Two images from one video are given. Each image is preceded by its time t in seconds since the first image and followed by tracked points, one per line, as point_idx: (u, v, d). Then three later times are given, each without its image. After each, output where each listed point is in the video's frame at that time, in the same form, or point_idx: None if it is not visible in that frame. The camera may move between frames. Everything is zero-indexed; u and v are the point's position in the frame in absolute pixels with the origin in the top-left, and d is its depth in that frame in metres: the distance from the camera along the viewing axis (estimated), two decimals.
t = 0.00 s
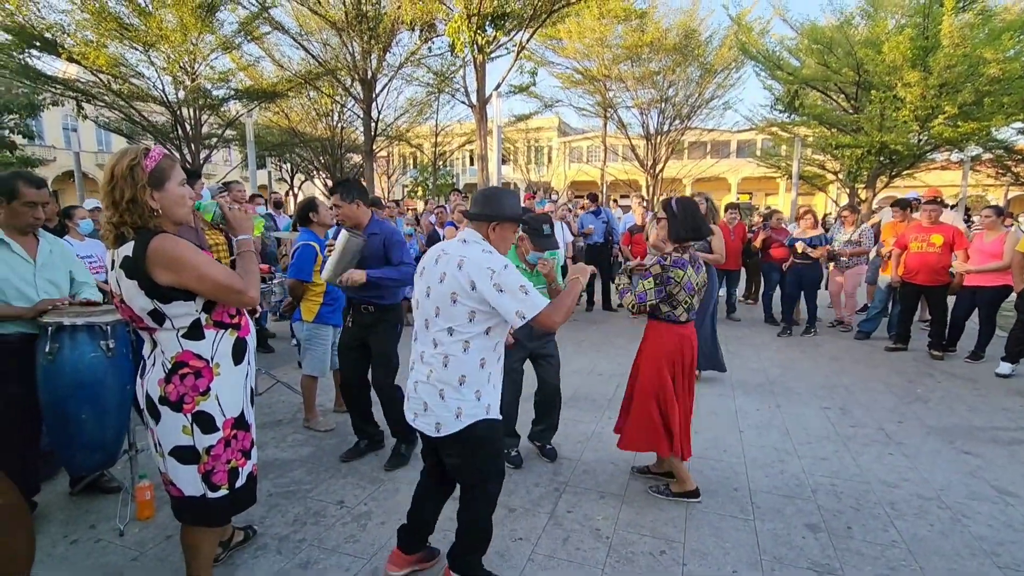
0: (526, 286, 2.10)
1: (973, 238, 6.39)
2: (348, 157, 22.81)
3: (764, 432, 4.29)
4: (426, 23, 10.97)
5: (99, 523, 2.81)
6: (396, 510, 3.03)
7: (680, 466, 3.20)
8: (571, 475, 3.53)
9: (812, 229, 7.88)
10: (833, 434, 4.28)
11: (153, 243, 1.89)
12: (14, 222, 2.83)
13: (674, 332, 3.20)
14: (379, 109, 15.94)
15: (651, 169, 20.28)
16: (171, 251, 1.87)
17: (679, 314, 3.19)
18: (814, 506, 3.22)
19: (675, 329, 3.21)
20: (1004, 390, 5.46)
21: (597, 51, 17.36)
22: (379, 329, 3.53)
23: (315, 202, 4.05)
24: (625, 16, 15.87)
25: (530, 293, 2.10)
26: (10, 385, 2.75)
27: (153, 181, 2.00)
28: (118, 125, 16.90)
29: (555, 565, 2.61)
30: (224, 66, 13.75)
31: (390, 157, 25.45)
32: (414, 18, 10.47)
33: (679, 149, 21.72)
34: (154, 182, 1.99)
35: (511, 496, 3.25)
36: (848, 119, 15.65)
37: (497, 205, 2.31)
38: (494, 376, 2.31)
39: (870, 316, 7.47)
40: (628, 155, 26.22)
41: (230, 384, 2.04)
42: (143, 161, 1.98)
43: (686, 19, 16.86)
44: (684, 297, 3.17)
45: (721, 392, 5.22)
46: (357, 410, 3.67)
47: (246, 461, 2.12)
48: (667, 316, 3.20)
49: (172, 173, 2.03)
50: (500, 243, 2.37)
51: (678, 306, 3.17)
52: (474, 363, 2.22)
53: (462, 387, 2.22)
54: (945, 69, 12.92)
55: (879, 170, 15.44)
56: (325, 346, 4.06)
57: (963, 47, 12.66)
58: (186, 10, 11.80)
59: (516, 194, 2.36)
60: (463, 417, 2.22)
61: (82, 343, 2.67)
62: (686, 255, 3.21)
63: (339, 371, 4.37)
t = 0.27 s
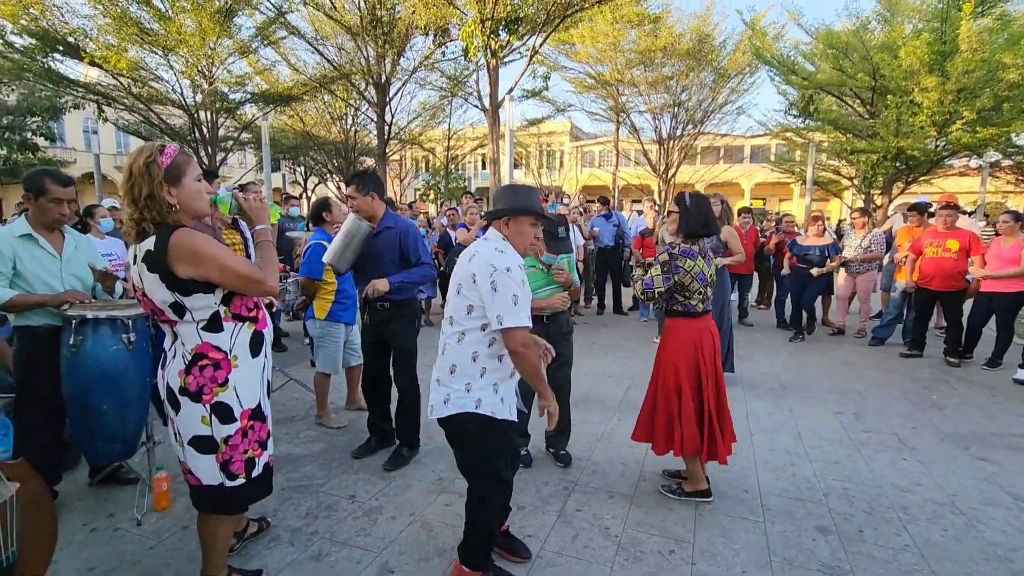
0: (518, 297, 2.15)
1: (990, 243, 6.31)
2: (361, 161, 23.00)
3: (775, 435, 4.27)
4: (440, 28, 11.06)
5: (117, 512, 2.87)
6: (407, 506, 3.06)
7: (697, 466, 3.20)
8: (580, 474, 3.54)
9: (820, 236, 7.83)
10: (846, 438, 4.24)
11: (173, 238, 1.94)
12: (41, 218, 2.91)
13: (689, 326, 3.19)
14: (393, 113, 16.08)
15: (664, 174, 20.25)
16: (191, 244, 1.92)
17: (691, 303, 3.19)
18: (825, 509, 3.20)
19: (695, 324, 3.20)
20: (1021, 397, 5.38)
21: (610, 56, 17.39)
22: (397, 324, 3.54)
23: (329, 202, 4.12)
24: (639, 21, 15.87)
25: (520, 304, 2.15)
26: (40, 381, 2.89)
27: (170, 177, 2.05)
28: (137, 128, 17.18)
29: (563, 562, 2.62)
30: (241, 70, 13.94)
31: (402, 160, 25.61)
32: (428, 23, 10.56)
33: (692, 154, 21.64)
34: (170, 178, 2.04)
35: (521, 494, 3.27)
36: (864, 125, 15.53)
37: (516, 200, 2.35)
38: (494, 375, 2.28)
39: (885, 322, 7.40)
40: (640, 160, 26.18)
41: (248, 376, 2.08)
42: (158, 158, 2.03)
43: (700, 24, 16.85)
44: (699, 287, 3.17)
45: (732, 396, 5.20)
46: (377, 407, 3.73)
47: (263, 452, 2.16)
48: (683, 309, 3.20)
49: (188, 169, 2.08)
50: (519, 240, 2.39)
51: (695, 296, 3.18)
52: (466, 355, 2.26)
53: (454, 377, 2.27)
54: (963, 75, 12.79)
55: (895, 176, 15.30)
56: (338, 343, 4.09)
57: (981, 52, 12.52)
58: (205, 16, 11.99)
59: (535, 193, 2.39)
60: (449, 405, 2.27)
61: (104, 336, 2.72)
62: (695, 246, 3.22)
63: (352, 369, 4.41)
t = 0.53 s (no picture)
0: (464, 287, 2.29)
1: (1007, 250, 6.24)
2: (375, 164, 23.17)
3: (786, 440, 4.26)
4: (454, 33, 11.15)
5: (135, 504, 2.92)
6: (417, 503, 3.08)
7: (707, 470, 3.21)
8: (589, 475, 3.56)
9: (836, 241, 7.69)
10: (858, 445, 4.22)
11: (195, 234, 2.00)
12: (64, 213, 2.99)
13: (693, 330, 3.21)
14: (406, 117, 16.21)
15: (676, 180, 20.18)
16: (213, 240, 1.99)
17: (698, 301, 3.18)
18: (836, 515, 3.19)
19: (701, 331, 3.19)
20: None
21: (623, 61, 17.40)
22: (405, 329, 3.59)
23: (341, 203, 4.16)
24: (652, 26, 15.89)
25: (465, 295, 2.27)
26: (64, 375, 2.97)
27: (188, 176, 2.10)
28: (156, 130, 17.45)
29: (572, 561, 2.64)
30: (258, 74, 14.12)
31: (415, 164, 25.77)
32: (442, 28, 10.66)
33: (705, 159, 21.57)
34: (189, 178, 2.09)
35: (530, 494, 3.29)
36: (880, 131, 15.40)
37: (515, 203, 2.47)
38: (482, 370, 2.41)
39: (899, 329, 7.33)
40: (653, 165, 26.13)
41: (265, 370, 2.13)
42: (176, 158, 2.08)
43: (714, 30, 16.85)
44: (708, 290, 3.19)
45: (744, 401, 5.18)
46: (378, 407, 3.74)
47: (278, 446, 2.20)
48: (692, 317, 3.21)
49: (206, 167, 2.13)
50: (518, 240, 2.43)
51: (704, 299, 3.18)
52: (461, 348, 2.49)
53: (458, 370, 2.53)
54: (982, 81, 12.66)
55: (911, 183, 15.15)
56: (351, 343, 4.13)
57: (1001, 59, 12.38)
58: (223, 20, 12.17)
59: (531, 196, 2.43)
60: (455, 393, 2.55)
61: (125, 331, 2.78)
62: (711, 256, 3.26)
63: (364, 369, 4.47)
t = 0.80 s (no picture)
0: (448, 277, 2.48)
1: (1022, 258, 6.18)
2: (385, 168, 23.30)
3: (795, 447, 4.24)
4: (465, 38, 11.22)
5: (146, 501, 2.96)
6: (425, 504, 3.10)
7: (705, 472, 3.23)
8: (596, 479, 3.55)
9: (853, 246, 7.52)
10: (867, 453, 4.19)
11: (208, 233, 2.03)
12: (82, 212, 3.05)
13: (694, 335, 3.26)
14: (417, 121, 16.30)
15: (685, 185, 20.14)
16: (226, 239, 2.02)
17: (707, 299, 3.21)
18: (845, 523, 3.17)
19: (700, 337, 3.24)
20: None
21: (633, 66, 17.40)
22: (404, 328, 3.58)
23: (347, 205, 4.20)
24: (663, 32, 15.90)
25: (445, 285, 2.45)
26: (79, 372, 3.01)
27: (200, 177, 2.13)
28: (170, 133, 17.67)
29: (578, 564, 2.64)
30: (271, 78, 14.26)
31: (424, 168, 25.88)
32: (453, 33, 10.73)
33: (715, 165, 21.50)
34: (201, 179, 2.12)
35: (537, 497, 3.30)
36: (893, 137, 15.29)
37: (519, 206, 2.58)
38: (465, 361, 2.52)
39: (911, 338, 7.26)
40: (662, 171, 26.08)
41: (276, 369, 2.15)
42: (188, 160, 2.11)
43: (724, 35, 16.83)
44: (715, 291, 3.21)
45: (752, 407, 5.16)
46: (381, 408, 3.73)
47: (288, 443, 2.22)
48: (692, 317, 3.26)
49: (218, 168, 2.16)
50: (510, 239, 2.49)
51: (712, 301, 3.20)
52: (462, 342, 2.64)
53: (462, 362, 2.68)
54: (997, 88, 12.55)
55: (924, 190, 15.03)
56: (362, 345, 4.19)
57: (1016, 65, 12.26)
58: (237, 25, 12.30)
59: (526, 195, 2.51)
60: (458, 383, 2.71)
61: (140, 329, 2.82)
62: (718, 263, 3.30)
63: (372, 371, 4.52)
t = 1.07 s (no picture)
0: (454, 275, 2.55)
1: None
2: (392, 170, 23.39)
3: (801, 454, 4.21)
4: (473, 42, 11.26)
5: (153, 499, 2.98)
6: (429, 506, 3.10)
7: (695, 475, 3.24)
8: (601, 484, 3.55)
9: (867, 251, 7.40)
10: (875, 461, 4.15)
11: (215, 235, 2.05)
12: (95, 211, 3.08)
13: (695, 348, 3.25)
14: (424, 124, 16.37)
15: (693, 190, 20.11)
16: (232, 240, 2.04)
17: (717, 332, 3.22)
18: (852, 531, 3.14)
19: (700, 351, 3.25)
20: None
21: (641, 71, 17.41)
22: (395, 331, 3.61)
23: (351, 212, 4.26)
24: (671, 37, 15.92)
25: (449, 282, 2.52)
26: (88, 370, 3.03)
27: (208, 179, 2.15)
28: (180, 135, 17.83)
29: (582, 569, 2.63)
30: (280, 81, 14.37)
31: (432, 171, 25.97)
32: (462, 37, 10.78)
33: (722, 170, 21.45)
34: (208, 181, 2.14)
35: (542, 501, 3.29)
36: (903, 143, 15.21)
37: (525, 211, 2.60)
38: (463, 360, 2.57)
39: (920, 345, 7.21)
40: (669, 175, 26.05)
41: (282, 369, 2.16)
42: (195, 162, 2.13)
43: (733, 41, 16.83)
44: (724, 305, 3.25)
45: (759, 413, 5.13)
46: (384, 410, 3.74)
47: (294, 444, 2.23)
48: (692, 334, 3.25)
49: (225, 170, 2.18)
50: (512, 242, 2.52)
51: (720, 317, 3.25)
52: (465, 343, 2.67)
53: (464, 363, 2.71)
54: (1008, 94, 12.46)
55: (934, 197, 14.94)
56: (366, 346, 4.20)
57: None
58: (249, 28, 12.40)
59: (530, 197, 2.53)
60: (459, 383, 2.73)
61: (149, 329, 2.84)
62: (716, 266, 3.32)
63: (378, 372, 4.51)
